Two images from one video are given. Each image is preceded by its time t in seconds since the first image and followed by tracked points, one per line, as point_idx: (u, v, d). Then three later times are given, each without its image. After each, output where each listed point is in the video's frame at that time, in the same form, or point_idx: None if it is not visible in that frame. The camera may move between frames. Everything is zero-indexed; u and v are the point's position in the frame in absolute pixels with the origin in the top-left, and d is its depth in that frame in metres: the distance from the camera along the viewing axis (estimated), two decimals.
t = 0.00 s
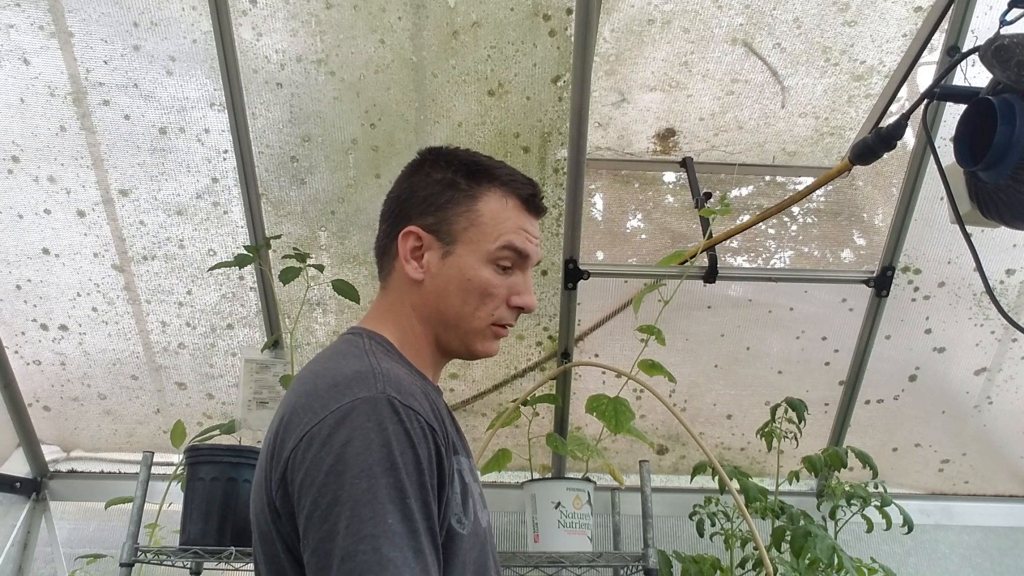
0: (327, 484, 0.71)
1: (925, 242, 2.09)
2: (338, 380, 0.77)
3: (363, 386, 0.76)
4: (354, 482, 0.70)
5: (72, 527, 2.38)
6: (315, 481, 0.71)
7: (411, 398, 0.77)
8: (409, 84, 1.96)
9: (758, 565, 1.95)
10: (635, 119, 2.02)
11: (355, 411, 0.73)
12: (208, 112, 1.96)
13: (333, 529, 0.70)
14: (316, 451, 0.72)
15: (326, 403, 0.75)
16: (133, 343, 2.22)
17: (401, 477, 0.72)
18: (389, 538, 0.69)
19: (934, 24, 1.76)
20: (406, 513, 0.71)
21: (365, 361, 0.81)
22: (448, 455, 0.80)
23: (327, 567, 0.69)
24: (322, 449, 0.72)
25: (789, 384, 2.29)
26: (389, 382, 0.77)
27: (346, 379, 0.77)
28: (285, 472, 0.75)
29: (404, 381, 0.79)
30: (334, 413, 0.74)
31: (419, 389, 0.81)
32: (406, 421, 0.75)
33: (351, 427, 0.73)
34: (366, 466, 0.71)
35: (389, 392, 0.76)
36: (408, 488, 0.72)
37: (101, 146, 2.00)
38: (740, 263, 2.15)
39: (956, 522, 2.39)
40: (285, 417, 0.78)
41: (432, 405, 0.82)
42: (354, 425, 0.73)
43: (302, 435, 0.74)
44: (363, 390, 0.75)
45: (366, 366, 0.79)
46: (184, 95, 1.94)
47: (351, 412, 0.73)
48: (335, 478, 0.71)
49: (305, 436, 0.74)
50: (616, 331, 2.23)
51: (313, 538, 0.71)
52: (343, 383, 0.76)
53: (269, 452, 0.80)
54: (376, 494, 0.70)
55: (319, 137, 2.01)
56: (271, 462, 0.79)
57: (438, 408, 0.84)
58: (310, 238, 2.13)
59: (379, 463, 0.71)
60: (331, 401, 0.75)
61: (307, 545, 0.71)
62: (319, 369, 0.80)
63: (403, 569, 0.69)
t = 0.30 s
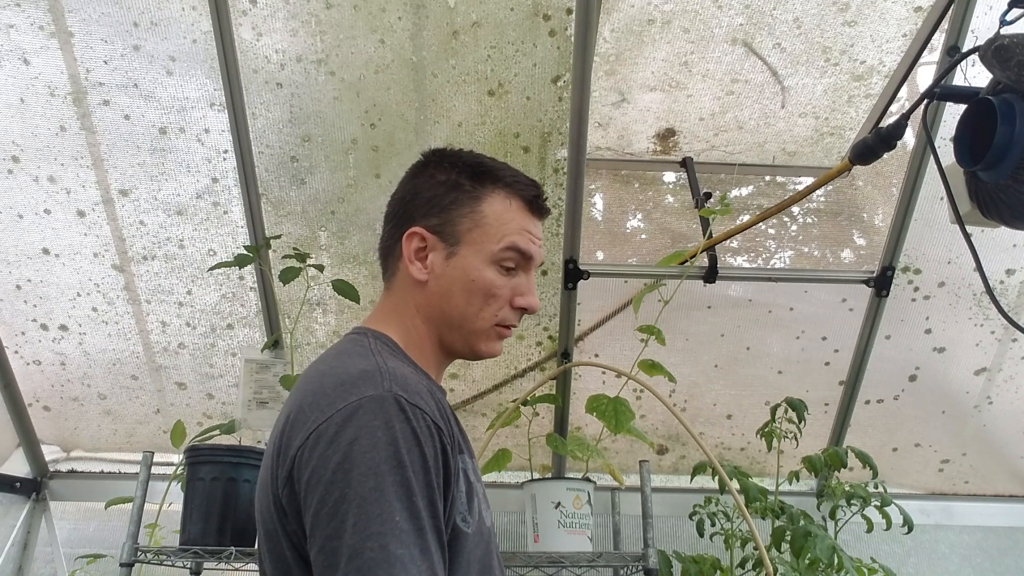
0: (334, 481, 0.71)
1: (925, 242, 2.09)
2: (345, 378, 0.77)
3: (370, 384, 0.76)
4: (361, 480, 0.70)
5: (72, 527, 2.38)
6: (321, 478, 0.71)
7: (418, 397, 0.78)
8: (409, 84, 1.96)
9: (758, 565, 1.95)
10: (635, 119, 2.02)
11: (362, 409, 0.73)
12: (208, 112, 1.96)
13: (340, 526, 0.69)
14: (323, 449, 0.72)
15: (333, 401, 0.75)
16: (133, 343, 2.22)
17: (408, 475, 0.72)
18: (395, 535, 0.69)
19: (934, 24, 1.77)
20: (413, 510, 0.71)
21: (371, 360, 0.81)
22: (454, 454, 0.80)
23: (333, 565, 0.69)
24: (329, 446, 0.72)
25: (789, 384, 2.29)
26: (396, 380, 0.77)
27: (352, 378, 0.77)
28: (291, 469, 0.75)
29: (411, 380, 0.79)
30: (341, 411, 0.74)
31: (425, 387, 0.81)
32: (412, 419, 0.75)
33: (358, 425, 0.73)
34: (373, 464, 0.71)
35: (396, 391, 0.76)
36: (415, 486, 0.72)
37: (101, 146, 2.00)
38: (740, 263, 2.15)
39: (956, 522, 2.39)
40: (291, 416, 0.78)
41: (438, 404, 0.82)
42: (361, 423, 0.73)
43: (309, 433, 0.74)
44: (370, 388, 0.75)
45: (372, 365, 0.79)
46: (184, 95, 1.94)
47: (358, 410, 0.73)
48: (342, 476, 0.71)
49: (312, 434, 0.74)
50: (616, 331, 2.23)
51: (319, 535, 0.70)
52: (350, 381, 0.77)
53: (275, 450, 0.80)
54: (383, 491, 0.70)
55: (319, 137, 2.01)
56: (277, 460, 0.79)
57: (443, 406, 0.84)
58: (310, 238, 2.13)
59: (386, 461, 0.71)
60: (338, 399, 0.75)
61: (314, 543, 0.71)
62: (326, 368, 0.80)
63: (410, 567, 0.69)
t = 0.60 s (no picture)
0: (339, 480, 0.71)
1: (925, 242, 2.09)
2: (350, 377, 0.77)
3: (375, 383, 0.76)
4: (366, 478, 0.70)
5: (72, 527, 2.38)
6: (326, 477, 0.71)
7: (423, 396, 0.78)
8: (409, 84, 1.96)
9: (758, 565, 1.95)
10: (635, 119, 2.02)
11: (367, 408, 0.73)
12: (208, 112, 1.96)
13: (345, 524, 0.69)
14: (328, 448, 0.72)
15: (338, 400, 0.75)
16: (133, 343, 2.22)
17: (413, 474, 0.72)
18: (400, 534, 0.69)
19: (934, 24, 1.76)
20: (417, 510, 0.71)
21: (376, 359, 0.81)
22: (458, 453, 0.80)
23: (338, 563, 0.69)
24: (334, 445, 0.72)
25: (789, 383, 2.29)
26: (401, 379, 0.77)
27: (357, 376, 0.77)
28: (296, 467, 0.75)
29: (415, 379, 0.79)
30: (347, 410, 0.74)
31: (429, 387, 0.82)
32: (417, 418, 0.75)
33: (363, 424, 0.73)
34: (378, 463, 0.71)
35: (401, 390, 0.76)
36: (419, 485, 0.72)
37: (101, 146, 2.00)
38: (740, 263, 2.15)
39: (956, 522, 2.39)
40: (296, 414, 0.78)
41: (442, 404, 0.82)
42: (366, 422, 0.73)
43: (313, 431, 0.74)
44: (374, 387, 0.75)
45: (377, 364, 0.79)
46: (184, 95, 1.94)
47: (363, 409, 0.74)
48: (347, 474, 0.71)
49: (318, 432, 0.74)
50: (616, 331, 2.23)
51: (324, 533, 0.70)
52: (355, 380, 0.77)
53: (279, 448, 0.80)
54: (388, 490, 0.70)
55: (319, 137, 2.01)
56: (281, 458, 0.79)
57: (447, 406, 0.84)
58: (310, 238, 2.13)
59: (391, 460, 0.71)
60: (343, 398, 0.75)
61: (319, 541, 0.71)
62: (331, 367, 0.81)
63: (414, 566, 0.69)
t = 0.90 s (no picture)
0: (339, 478, 0.71)
1: (925, 242, 2.09)
2: (349, 376, 0.77)
3: (375, 382, 0.76)
4: (367, 476, 0.70)
5: (72, 526, 2.38)
6: (327, 475, 0.71)
7: (423, 395, 0.78)
8: (409, 84, 1.96)
9: (758, 565, 1.95)
10: (635, 119, 2.02)
11: (367, 407, 0.73)
12: (208, 112, 1.96)
13: (345, 522, 0.69)
14: (328, 446, 0.72)
15: (339, 399, 0.75)
16: (133, 343, 2.22)
17: (413, 473, 0.72)
18: (400, 533, 0.69)
19: (934, 24, 1.76)
20: (417, 508, 0.71)
21: (376, 358, 0.81)
22: (459, 453, 0.80)
23: (339, 561, 0.69)
24: (335, 443, 0.72)
25: (789, 383, 2.29)
26: (402, 378, 0.77)
27: (358, 375, 0.77)
28: (296, 466, 0.75)
29: (416, 378, 0.79)
30: (347, 408, 0.74)
31: (430, 386, 0.81)
32: (418, 417, 0.75)
33: (363, 422, 0.73)
34: (378, 461, 0.71)
35: (402, 388, 0.76)
36: (420, 484, 0.72)
37: (101, 146, 2.00)
38: (740, 263, 2.15)
39: (956, 522, 2.39)
40: (296, 413, 0.78)
41: (443, 403, 0.82)
42: (366, 420, 0.73)
43: (314, 430, 0.74)
44: (375, 386, 0.75)
45: (377, 363, 0.79)
46: (184, 95, 1.94)
47: (364, 408, 0.73)
48: (347, 472, 0.71)
49: (318, 430, 0.74)
50: (616, 331, 2.23)
51: (324, 532, 0.70)
52: (355, 379, 0.76)
53: (280, 446, 0.80)
54: (388, 488, 0.70)
55: (319, 137, 2.01)
56: (281, 457, 0.79)
57: (448, 405, 0.84)
58: (310, 238, 2.13)
59: (391, 458, 0.71)
60: (343, 397, 0.75)
61: (319, 540, 0.71)
62: (332, 364, 0.80)
63: (414, 565, 0.69)
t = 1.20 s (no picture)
0: (370, 483, 0.70)
1: (925, 242, 2.09)
2: (376, 378, 0.76)
3: (404, 385, 0.75)
4: (397, 482, 0.70)
5: (72, 526, 2.38)
6: (356, 479, 0.71)
7: (451, 400, 0.77)
8: (409, 84, 1.96)
9: (758, 565, 1.95)
10: (635, 119, 2.02)
11: (396, 412, 0.73)
12: (208, 112, 1.96)
13: (375, 528, 0.69)
14: (357, 450, 0.72)
15: (366, 401, 0.74)
16: (133, 343, 2.22)
17: (442, 480, 0.72)
18: (429, 540, 0.69)
19: (934, 24, 1.76)
20: (446, 515, 0.72)
21: (400, 359, 0.80)
22: (482, 459, 0.80)
23: (368, 567, 0.69)
24: (364, 446, 0.72)
25: (789, 383, 2.29)
26: (429, 381, 0.77)
27: (386, 377, 0.76)
28: (321, 467, 0.74)
29: (442, 381, 0.79)
30: (376, 412, 0.73)
31: (455, 389, 0.81)
32: (448, 422, 0.75)
33: (393, 426, 0.72)
34: (409, 467, 0.71)
35: (431, 392, 0.76)
36: (449, 491, 0.72)
37: (101, 146, 2.00)
38: (740, 263, 2.15)
39: (956, 522, 2.39)
40: (320, 412, 0.77)
41: (468, 407, 0.82)
42: (396, 425, 0.72)
43: (342, 432, 0.73)
44: (403, 390, 0.75)
45: (404, 365, 0.78)
46: (184, 95, 1.94)
47: (393, 413, 0.73)
48: (377, 477, 0.70)
49: (346, 432, 0.73)
50: (616, 331, 2.23)
51: (354, 537, 0.70)
52: (381, 381, 0.76)
53: (301, 445, 0.79)
54: (418, 495, 0.70)
55: (319, 137, 2.01)
56: (302, 456, 0.78)
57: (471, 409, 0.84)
58: (310, 238, 2.13)
59: (421, 464, 0.71)
60: (371, 400, 0.74)
61: (348, 546, 0.71)
62: (355, 364, 0.80)
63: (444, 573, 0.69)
